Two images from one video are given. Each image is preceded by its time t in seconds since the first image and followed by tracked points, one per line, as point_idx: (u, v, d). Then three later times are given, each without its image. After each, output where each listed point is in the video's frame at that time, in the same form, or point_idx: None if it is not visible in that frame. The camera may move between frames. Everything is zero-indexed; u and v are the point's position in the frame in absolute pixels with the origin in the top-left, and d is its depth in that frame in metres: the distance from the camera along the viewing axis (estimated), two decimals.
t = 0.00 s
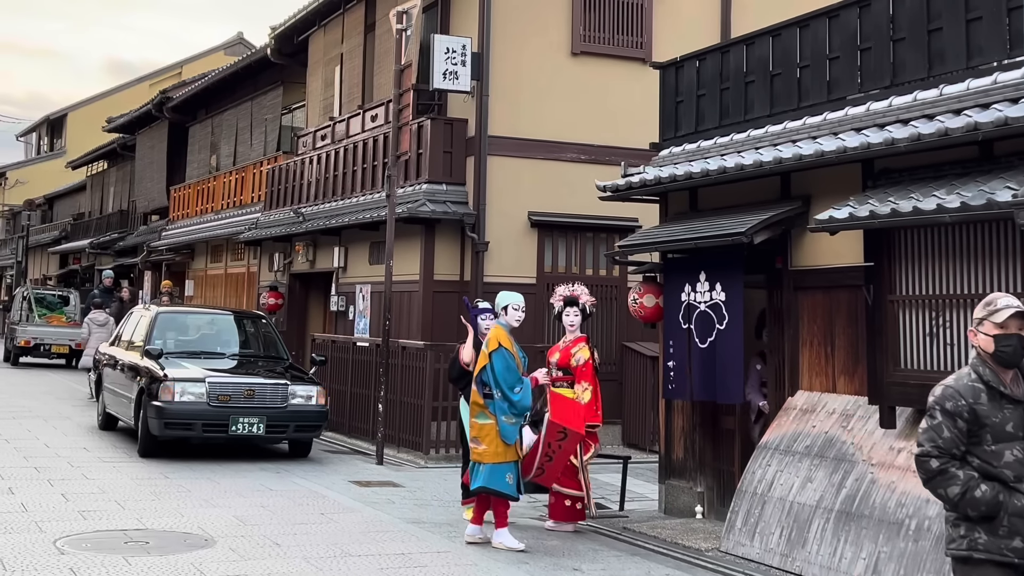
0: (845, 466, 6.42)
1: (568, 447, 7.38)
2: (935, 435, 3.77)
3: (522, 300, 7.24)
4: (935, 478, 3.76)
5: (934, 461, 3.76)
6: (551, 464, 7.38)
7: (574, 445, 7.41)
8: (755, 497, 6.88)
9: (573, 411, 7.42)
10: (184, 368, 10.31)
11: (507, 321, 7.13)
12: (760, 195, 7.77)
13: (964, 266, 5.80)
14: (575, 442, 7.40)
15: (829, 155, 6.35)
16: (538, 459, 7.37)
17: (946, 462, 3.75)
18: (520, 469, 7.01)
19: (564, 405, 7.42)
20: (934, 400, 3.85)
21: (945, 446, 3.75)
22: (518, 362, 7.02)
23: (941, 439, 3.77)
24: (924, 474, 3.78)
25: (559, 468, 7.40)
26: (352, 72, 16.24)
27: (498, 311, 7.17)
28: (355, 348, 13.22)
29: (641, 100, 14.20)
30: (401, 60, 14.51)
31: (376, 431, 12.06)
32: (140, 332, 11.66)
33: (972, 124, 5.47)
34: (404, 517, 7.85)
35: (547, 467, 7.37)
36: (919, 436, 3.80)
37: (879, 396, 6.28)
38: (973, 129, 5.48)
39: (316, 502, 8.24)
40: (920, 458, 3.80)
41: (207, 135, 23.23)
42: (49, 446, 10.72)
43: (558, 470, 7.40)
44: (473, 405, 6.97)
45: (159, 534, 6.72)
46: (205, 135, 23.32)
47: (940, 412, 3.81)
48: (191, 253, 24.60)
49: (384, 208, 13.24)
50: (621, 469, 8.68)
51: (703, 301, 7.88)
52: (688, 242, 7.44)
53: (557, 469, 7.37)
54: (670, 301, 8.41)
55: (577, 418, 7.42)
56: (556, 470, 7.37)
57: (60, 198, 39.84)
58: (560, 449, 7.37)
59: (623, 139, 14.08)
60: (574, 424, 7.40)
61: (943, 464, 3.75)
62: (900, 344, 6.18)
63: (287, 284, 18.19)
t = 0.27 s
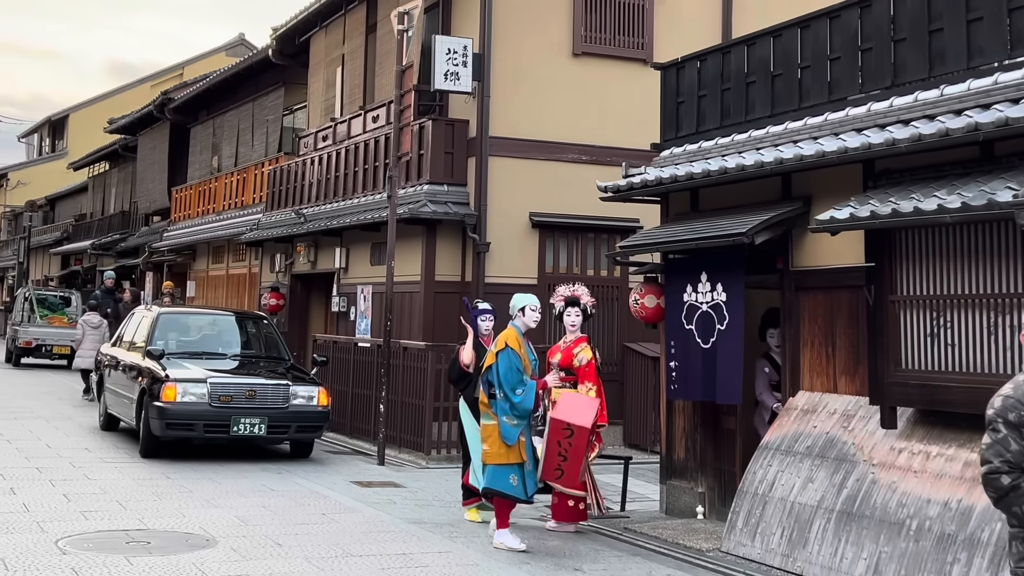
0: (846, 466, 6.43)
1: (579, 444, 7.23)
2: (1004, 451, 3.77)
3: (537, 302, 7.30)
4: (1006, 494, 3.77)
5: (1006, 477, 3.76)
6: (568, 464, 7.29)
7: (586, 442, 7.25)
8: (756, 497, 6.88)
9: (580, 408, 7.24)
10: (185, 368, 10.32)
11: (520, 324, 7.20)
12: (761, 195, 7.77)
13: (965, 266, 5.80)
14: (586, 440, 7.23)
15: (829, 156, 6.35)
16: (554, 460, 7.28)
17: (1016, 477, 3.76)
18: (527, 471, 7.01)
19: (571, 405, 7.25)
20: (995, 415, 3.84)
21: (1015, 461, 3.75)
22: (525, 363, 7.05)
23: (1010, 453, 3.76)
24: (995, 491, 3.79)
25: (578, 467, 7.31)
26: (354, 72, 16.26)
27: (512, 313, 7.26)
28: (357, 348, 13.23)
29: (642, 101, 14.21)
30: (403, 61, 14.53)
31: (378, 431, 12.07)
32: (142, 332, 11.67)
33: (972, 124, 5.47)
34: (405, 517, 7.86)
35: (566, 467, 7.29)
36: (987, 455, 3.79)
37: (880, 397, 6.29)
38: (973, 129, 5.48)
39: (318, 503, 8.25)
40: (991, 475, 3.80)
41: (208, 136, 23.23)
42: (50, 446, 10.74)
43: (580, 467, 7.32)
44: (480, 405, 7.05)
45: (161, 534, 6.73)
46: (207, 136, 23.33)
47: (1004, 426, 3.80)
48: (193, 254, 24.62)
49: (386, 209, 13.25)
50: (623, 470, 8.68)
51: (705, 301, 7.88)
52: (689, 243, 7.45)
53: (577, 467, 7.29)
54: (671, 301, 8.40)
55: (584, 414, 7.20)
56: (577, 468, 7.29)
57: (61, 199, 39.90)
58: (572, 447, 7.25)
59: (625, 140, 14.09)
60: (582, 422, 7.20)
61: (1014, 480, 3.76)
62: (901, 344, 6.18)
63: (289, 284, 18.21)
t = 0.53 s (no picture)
0: (847, 465, 6.43)
1: (585, 449, 7.01)
2: None
3: (559, 303, 7.15)
4: None
5: None
6: (573, 469, 7.04)
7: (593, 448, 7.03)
8: (757, 497, 6.88)
9: (594, 415, 7.17)
10: (187, 368, 10.33)
11: (542, 325, 7.12)
12: (762, 195, 7.78)
13: (965, 265, 5.81)
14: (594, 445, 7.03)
15: (830, 156, 6.36)
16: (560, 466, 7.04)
17: None
18: (526, 471, 6.87)
19: (581, 412, 7.16)
20: None
21: None
22: (534, 361, 6.95)
23: None
24: None
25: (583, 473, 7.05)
26: (355, 72, 16.27)
27: (533, 313, 7.18)
28: (358, 348, 13.24)
29: (643, 101, 14.22)
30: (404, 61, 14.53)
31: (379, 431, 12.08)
32: (143, 332, 11.68)
33: (973, 124, 5.48)
34: (406, 517, 7.86)
35: (571, 472, 7.04)
36: None
37: (880, 396, 6.29)
38: (974, 129, 5.48)
39: (319, 502, 8.26)
40: None
41: (210, 136, 23.24)
42: (52, 446, 10.74)
43: (586, 476, 7.07)
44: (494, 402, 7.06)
45: (162, 533, 6.74)
46: (208, 136, 23.36)
47: None
48: (194, 254, 24.64)
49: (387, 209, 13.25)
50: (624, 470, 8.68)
51: (706, 301, 7.89)
52: (690, 242, 7.45)
53: (583, 475, 7.03)
54: (672, 301, 8.40)
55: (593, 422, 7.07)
56: (582, 475, 7.03)
57: (63, 200, 39.95)
58: (578, 452, 7.01)
59: (626, 140, 14.10)
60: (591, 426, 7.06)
61: None
62: (902, 344, 6.18)
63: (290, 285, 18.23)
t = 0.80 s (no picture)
0: (847, 465, 6.43)
1: (575, 454, 6.69)
2: None
3: (578, 301, 7.10)
4: None
5: None
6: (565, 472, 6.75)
7: (585, 454, 6.69)
8: (757, 497, 6.87)
9: (594, 419, 6.82)
10: (188, 368, 10.33)
11: (559, 324, 7.09)
12: (762, 194, 7.77)
13: (965, 265, 5.81)
14: (586, 452, 6.69)
15: (830, 155, 6.35)
16: (554, 465, 6.79)
17: None
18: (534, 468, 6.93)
19: (581, 415, 6.83)
20: None
21: None
22: (548, 360, 6.98)
23: None
24: None
25: (574, 478, 6.72)
26: (356, 72, 16.27)
27: (551, 311, 7.15)
28: (359, 348, 13.23)
29: (644, 101, 14.22)
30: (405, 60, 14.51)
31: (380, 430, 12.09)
32: (144, 332, 11.68)
33: (973, 123, 5.47)
34: (406, 517, 7.86)
35: (562, 474, 6.75)
36: None
37: (880, 396, 6.29)
38: (974, 128, 5.48)
39: (319, 502, 8.26)
40: None
41: (210, 136, 23.24)
42: (53, 446, 10.74)
43: (577, 483, 6.74)
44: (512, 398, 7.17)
45: (163, 533, 6.74)
46: (209, 136, 23.37)
47: None
48: (195, 254, 24.65)
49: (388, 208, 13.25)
50: (624, 470, 8.68)
51: (706, 301, 7.89)
52: (690, 242, 7.44)
53: (573, 481, 6.72)
54: (672, 301, 8.40)
55: (588, 426, 6.73)
56: (572, 481, 6.72)
57: (64, 200, 39.95)
58: (569, 456, 6.70)
59: (626, 140, 14.10)
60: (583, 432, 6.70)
61: None
62: (902, 344, 6.18)
63: (291, 285, 18.23)
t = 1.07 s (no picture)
0: (847, 464, 6.43)
1: (572, 453, 6.68)
2: None
3: (578, 298, 7.07)
4: None
5: None
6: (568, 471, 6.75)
7: (582, 453, 6.66)
8: (758, 496, 6.88)
9: (592, 417, 6.82)
10: (189, 367, 10.34)
11: (566, 322, 7.07)
12: (763, 194, 7.77)
13: (965, 264, 5.81)
14: (584, 450, 6.67)
15: (831, 154, 6.35)
16: (559, 465, 6.82)
17: None
18: (544, 466, 6.95)
19: (581, 414, 6.85)
20: None
21: None
22: (556, 358, 6.95)
23: None
24: None
25: (576, 475, 6.69)
26: (357, 72, 16.28)
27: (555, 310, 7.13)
28: (359, 348, 13.23)
29: (644, 101, 14.22)
30: (406, 60, 14.50)
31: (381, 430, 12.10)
32: (145, 332, 11.68)
33: (974, 122, 5.47)
34: (407, 516, 7.87)
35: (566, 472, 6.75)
36: None
37: (881, 395, 6.29)
38: (974, 127, 5.48)
39: (320, 501, 8.26)
40: None
41: (211, 136, 23.24)
42: (54, 445, 10.74)
43: (581, 481, 6.69)
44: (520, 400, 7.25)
45: (164, 532, 6.75)
46: (209, 136, 23.38)
47: None
48: (195, 254, 24.66)
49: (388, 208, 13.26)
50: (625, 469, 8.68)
51: (706, 300, 7.89)
52: (691, 241, 7.44)
53: (577, 479, 6.68)
54: (673, 300, 8.39)
55: (585, 424, 6.74)
56: (576, 479, 6.68)
57: (64, 199, 39.97)
58: (568, 456, 6.72)
59: (627, 140, 14.09)
60: (578, 432, 6.70)
61: None
62: (903, 343, 6.18)
63: (292, 284, 18.24)
